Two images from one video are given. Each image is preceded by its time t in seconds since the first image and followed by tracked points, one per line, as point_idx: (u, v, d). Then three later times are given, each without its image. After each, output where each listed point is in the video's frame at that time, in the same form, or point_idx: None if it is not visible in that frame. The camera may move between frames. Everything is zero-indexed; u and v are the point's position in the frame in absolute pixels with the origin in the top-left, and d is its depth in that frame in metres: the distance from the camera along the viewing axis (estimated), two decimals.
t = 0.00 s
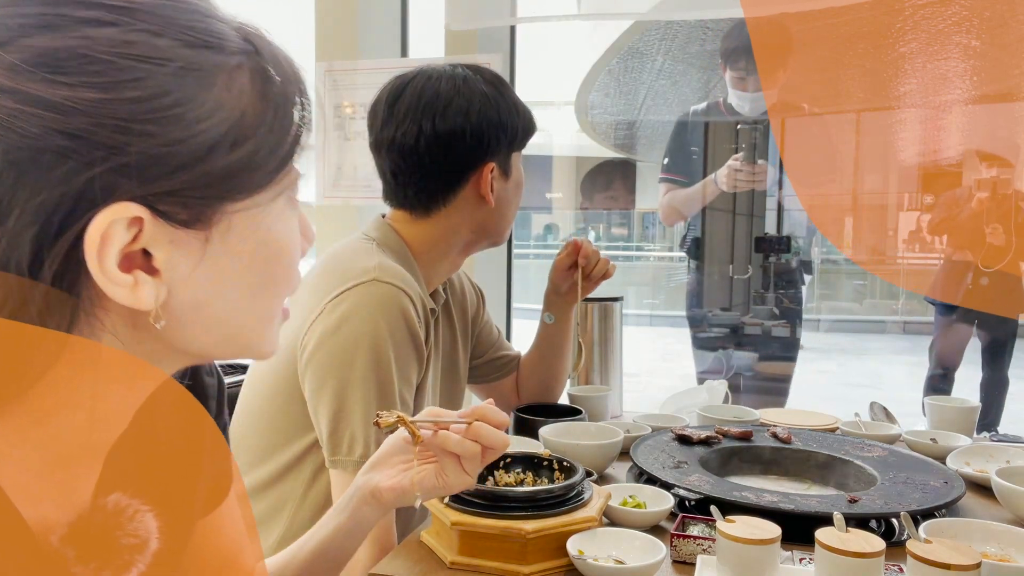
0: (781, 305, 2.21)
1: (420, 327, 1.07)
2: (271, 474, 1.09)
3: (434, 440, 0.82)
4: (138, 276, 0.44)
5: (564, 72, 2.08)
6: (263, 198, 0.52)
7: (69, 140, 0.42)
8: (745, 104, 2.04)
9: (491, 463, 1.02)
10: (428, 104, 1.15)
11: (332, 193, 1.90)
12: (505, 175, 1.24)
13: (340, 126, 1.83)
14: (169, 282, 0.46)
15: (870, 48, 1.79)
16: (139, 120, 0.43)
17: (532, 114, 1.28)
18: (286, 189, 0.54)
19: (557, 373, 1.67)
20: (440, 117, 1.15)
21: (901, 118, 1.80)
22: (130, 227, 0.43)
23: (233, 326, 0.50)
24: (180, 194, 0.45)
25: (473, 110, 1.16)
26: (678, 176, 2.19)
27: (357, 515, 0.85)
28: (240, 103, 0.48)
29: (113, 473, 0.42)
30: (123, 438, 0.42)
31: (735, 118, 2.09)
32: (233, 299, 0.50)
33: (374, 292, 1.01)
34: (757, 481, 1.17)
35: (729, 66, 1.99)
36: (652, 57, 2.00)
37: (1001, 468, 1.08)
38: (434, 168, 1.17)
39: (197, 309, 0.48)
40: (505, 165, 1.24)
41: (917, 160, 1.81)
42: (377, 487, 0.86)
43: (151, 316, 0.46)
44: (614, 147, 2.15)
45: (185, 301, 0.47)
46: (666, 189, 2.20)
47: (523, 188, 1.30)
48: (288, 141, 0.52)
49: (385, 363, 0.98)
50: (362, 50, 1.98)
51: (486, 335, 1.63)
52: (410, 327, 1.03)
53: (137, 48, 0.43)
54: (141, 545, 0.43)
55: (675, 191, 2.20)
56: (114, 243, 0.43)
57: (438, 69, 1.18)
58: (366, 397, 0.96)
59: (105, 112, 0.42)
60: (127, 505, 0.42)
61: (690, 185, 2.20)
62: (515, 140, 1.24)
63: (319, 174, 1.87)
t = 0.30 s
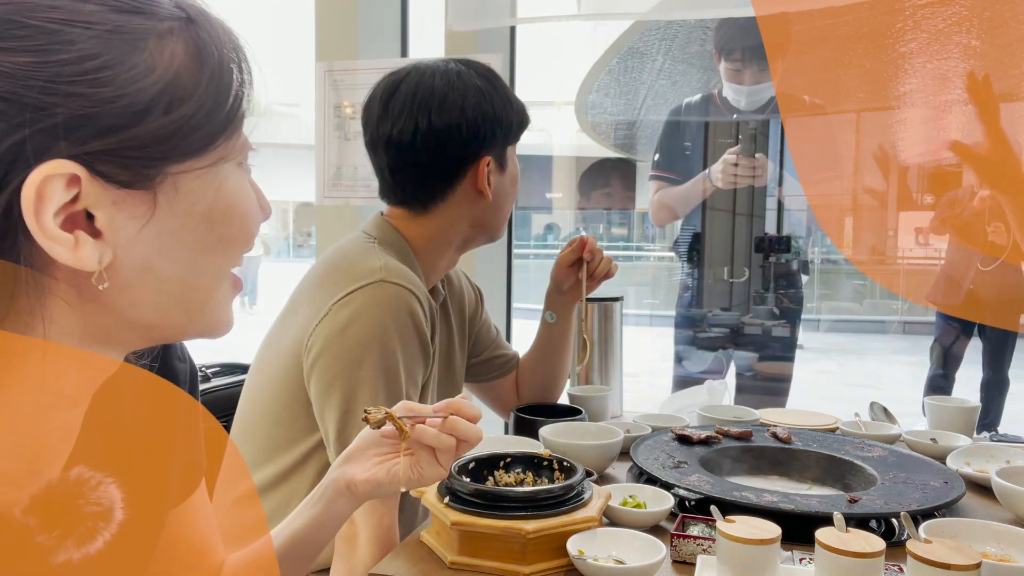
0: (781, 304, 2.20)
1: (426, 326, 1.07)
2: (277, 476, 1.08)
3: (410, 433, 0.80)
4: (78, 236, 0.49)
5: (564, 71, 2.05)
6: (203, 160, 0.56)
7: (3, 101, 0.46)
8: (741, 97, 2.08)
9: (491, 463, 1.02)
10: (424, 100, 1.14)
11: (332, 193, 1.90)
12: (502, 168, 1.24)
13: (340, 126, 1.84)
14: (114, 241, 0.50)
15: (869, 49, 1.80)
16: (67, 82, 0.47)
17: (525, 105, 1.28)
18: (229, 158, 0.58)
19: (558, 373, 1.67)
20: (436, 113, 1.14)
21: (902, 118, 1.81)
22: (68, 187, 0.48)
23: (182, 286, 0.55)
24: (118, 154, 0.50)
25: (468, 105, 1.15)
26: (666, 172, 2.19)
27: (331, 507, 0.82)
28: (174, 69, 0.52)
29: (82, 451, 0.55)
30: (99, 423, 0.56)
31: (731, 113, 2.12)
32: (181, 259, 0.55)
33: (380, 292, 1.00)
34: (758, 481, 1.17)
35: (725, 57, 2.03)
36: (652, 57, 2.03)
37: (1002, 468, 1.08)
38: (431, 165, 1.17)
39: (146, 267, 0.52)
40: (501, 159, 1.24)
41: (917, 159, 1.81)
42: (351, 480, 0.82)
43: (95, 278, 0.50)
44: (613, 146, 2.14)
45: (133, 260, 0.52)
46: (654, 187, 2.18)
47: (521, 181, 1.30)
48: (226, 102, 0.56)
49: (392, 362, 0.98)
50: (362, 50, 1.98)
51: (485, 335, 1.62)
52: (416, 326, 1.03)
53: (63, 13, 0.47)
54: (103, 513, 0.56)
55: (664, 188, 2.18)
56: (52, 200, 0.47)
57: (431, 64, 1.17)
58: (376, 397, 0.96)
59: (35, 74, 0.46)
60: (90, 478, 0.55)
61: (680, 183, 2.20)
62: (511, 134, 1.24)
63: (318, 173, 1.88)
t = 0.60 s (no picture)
0: (781, 305, 2.18)
1: (421, 325, 1.07)
2: (272, 478, 1.08)
3: (401, 457, 0.77)
4: (83, 212, 0.49)
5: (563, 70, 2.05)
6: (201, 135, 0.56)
7: None
8: (738, 93, 2.09)
9: (491, 463, 1.02)
10: (418, 99, 1.14)
11: (332, 193, 1.90)
12: (498, 167, 1.24)
13: (340, 126, 1.86)
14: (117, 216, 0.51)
15: (868, 49, 1.82)
16: (62, 56, 0.47)
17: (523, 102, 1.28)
18: (228, 136, 0.59)
19: (559, 372, 1.67)
20: (430, 111, 1.14)
21: (902, 118, 1.82)
22: (71, 159, 0.48)
23: (188, 263, 0.55)
24: (119, 126, 0.50)
25: (462, 103, 1.15)
26: (661, 167, 2.15)
27: (321, 530, 0.76)
28: (166, 44, 0.52)
29: (81, 464, 0.54)
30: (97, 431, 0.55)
31: (728, 107, 2.10)
32: (185, 236, 0.55)
33: (372, 292, 1.00)
34: (758, 481, 1.17)
35: (721, 54, 2.04)
36: (651, 57, 2.04)
37: (1002, 468, 1.08)
38: (426, 164, 1.16)
39: (147, 242, 0.53)
40: (497, 158, 1.24)
41: (918, 159, 1.82)
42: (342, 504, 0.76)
43: (101, 256, 0.51)
44: (613, 147, 2.14)
45: (137, 236, 0.52)
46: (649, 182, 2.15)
47: (518, 180, 1.30)
48: (219, 80, 0.57)
49: (386, 361, 0.98)
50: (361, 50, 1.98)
51: (484, 335, 1.62)
52: (410, 325, 1.03)
53: None
54: (105, 532, 0.55)
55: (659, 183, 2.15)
56: (55, 171, 0.47)
57: (426, 63, 1.17)
58: (369, 398, 0.96)
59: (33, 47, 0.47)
60: (93, 493, 0.54)
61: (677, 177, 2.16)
62: (507, 132, 1.24)
63: (319, 173, 1.88)
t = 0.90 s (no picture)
0: (782, 305, 2.17)
1: (419, 326, 1.07)
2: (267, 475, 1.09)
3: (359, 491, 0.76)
4: (63, 239, 0.40)
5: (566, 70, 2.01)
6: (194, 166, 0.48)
7: None
8: (727, 96, 2.10)
9: (491, 463, 1.02)
10: (421, 102, 1.13)
11: (332, 193, 1.90)
12: (500, 171, 1.24)
13: (340, 126, 1.82)
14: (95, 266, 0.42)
15: (866, 50, 1.83)
16: (56, 80, 0.40)
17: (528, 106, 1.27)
18: (219, 165, 0.49)
19: (561, 372, 1.66)
20: (432, 114, 1.13)
21: (902, 118, 1.82)
22: (55, 184, 0.40)
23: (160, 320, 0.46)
24: (108, 155, 0.42)
25: (466, 107, 1.15)
26: (648, 165, 2.18)
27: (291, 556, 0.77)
28: (165, 72, 0.45)
29: (37, 467, 0.43)
30: (55, 443, 0.43)
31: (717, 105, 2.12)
32: (171, 272, 0.46)
33: (371, 293, 1.01)
34: (758, 480, 1.17)
35: (708, 55, 2.05)
36: (651, 57, 2.05)
37: (1002, 468, 1.07)
38: (427, 166, 1.16)
39: (131, 281, 0.44)
40: (499, 162, 1.23)
41: (918, 160, 1.81)
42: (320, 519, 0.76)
43: (76, 285, 0.42)
44: (614, 146, 2.15)
45: (113, 272, 0.43)
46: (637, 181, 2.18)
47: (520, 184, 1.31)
48: (219, 113, 0.49)
49: (384, 362, 0.99)
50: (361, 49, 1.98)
51: (483, 337, 1.61)
52: (408, 325, 1.03)
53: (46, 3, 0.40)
54: (62, 542, 0.44)
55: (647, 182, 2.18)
56: (35, 198, 0.39)
57: (430, 65, 1.17)
58: (366, 398, 0.97)
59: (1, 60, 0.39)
60: (49, 501, 0.43)
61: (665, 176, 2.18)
62: (510, 136, 1.24)
63: (319, 173, 1.88)
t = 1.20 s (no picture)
0: (782, 304, 2.17)
1: (419, 327, 1.07)
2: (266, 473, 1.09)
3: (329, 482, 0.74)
4: None
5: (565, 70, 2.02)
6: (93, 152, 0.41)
7: None
8: (720, 100, 2.12)
9: (491, 463, 1.02)
10: (424, 105, 1.13)
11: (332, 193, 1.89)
12: (501, 175, 1.24)
13: (340, 126, 1.86)
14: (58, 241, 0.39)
15: (868, 49, 1.79)
16: None
17: (530, 112, 1.27)
18: (127, 153, 0.43)
19: (560, 373, 1.67)
20: (435, 117, 1.13)
21: (902, 118, 1.82)
22: None
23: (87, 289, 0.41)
24: None
25: (468, 111, 1.15)
26: (644, 166, 2.18)
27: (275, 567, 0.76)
28: (59, 50, 0.39)
29: None
30: None
31: (709, 108, 2.13)
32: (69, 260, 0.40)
33: (370, 294, 1.00)
34: (758, 480, 1.17)
35: (701, 59, 2.04)
36: (651, 57, 2.05)
37: (1002, 468, 1.07)
38: (428, 169, 1.16)
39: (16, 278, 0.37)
40: (501, 167, 1.23)
41: (918, 160, 1.82)
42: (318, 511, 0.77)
43: None
44: (613, 147, 2.15)
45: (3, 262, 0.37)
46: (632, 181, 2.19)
47: (521, 189, 1.31)
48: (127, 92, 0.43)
49: (383, 363, 0.99)
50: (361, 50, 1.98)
51: (482, 337, 1.61)
52: (407, 327, 1.03)
53: None
54: None
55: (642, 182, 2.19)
56: None
57: (434, 68, 1.17)
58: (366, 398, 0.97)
59: None
60: None
61: (656, 178, 2.18)
62: (512, 142, 1.24)
63: (319, 173, 1.88)
